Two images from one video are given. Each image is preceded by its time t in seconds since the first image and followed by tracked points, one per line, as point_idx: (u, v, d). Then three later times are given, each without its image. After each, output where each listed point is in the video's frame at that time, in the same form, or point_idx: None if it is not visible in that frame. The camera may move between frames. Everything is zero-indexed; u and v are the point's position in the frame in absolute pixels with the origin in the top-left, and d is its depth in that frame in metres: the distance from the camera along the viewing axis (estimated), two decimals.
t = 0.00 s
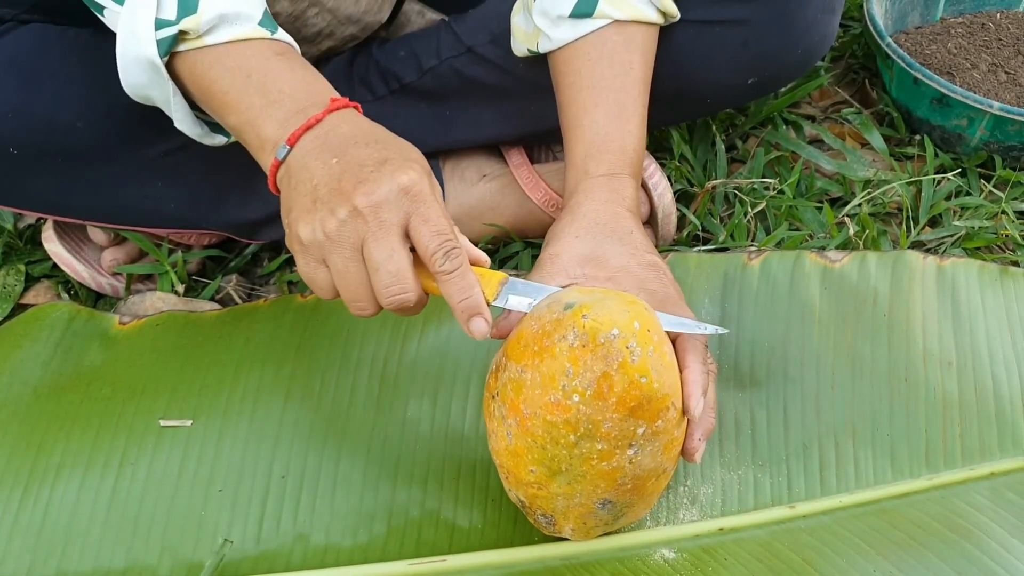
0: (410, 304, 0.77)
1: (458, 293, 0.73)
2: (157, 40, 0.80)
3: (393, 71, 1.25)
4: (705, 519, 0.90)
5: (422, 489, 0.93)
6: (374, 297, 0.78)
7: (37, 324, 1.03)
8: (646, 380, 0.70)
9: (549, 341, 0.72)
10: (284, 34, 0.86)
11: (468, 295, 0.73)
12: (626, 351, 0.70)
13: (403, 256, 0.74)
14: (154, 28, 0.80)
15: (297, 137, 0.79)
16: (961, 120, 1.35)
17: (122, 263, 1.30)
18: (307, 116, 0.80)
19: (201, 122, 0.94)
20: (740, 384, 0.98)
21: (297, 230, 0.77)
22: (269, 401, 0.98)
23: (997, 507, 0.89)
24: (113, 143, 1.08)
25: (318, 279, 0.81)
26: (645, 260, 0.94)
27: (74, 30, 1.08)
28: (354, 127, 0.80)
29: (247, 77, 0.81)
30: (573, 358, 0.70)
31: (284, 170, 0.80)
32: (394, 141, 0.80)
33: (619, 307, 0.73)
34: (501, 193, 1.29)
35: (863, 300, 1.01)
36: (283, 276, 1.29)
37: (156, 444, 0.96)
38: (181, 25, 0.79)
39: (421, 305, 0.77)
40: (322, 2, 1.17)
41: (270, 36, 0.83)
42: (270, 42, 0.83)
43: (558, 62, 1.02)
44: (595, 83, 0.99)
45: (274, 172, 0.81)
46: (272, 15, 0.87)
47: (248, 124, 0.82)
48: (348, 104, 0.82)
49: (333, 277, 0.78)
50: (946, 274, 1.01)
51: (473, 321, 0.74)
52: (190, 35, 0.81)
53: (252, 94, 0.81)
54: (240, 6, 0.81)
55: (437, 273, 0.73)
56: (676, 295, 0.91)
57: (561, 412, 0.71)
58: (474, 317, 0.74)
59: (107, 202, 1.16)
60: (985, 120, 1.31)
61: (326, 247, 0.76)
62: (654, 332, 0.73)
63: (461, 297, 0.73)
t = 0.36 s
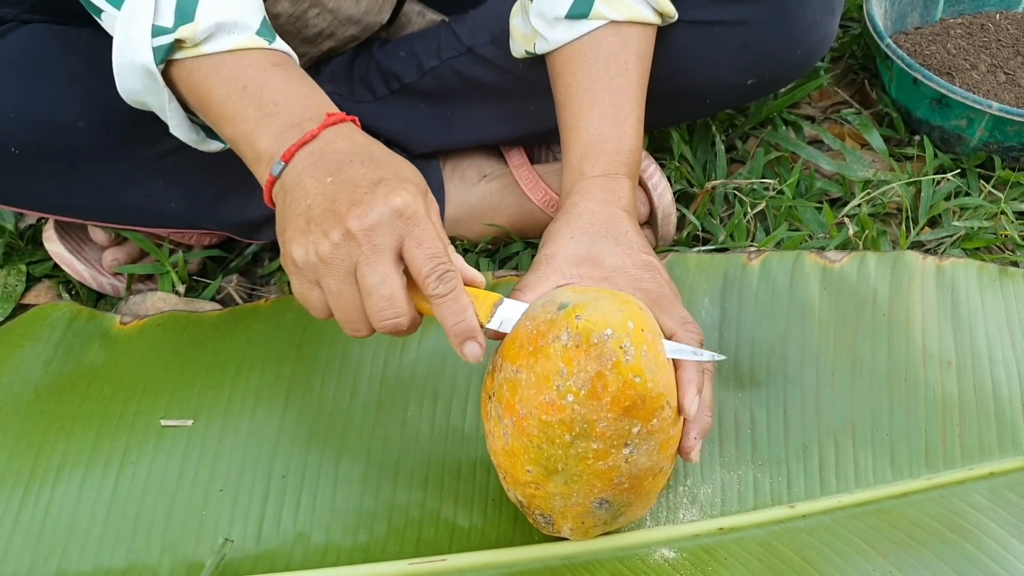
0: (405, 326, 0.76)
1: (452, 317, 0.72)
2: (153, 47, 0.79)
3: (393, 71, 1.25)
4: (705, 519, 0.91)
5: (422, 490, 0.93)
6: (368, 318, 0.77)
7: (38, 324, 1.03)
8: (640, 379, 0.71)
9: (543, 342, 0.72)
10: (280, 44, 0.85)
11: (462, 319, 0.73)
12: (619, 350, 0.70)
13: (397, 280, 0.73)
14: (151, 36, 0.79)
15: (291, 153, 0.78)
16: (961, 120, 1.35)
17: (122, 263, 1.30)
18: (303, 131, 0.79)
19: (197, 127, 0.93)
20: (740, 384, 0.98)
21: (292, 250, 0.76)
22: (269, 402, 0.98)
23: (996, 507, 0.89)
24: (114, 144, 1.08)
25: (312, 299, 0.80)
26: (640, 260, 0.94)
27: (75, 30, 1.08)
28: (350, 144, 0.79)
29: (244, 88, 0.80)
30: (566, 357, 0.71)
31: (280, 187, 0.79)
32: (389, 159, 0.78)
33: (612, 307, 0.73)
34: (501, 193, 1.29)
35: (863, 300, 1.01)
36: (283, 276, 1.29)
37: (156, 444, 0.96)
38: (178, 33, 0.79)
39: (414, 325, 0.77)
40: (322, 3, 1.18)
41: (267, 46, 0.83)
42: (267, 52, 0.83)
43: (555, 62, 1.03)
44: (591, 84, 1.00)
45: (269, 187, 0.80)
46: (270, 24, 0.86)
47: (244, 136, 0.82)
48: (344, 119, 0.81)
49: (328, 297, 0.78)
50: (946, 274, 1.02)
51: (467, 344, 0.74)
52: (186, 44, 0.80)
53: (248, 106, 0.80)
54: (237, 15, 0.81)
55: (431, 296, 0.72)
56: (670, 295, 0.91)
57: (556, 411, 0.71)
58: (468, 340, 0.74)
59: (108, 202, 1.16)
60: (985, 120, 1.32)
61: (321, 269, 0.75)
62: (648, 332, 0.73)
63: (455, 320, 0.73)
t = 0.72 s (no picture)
0: (401, 351, 0.75)
1: (448, 343, 0.71)
2: (143, 60, 0.79)
3: (393, 71, 1.25)
4: (705, 519, 0.91)
5: (423, 490, 0.93)
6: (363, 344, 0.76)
7: (39, 325, 1.04)
8: (640, 381, 0.71)
9: (543, 343, 0.72)
10: (274, 59, 0.84)
11: (459, 343, 0.71)
12: (620, 353, 0.70)
13: (392, 305, 0.72)
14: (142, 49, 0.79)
15: (284, 174, 0.78)
16: (960, 120, 1.35)
17: (122, 263, 1.30)
18: (295, 152, 0.78)
19: (185, 140, 0.94)
20: (740, 384, 0.98)
21: (286, 274, 0.75)
22: (270, 402, 0.98)
23: (996, 507, 0.89)
24: (114, 144, 1.08)
25: (307, 323, 0.79)
26: (641, 261, 0.94)
27: (76, 30, 1.08)
28: (344, 165, 0.78)
29: (235, 106, 0.80)
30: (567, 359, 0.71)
31: (271, 208, 0.79)
32: (386, 181, 0.78)
33: (613, 309, 0.73)
34: (501, 194, 1.29)
35: (863, 301, 1.01)
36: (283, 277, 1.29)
37: (157, 444, 0.96)
38: (170, 47, 0.78)
39: (411, 351, 0.76)
40: (323, 3, 1.18)
41: (261, 62, 0.82)
42: (261, 68, 0.82)
43: (557, 63, 1.03)
44: (593, 85, 1.00)
45: (260, 209, 0.80)
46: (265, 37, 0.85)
47: (235, 155, 0.81)
48: (338, 139, 0.81)
49: (322, 322, 0.77)
50: (946, 274, 1.02)
51: (464, 370, 0.72)
52: (178, 58, 0.79)
53: (239, 124, 0.80)
54: (231, 30, 0.80)
55: (426, 321, 0.71)
56: (671, 296, 0.91)
57: (556, 413, 0.71)
58: (466, 365, 0.72)
59: (109, 202, 1.16)
60: (984, 121, 1.32)
61: (315, 295, 0.75)
62: (648, 334, 0.73)
63: (453, 346, 0.71)
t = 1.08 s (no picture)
0: (385, 355, 0.75)
1: (434, 346, 0.71)
2: (131, 64, 0.79)
3: (393, 71, 1.25)
4: (705, 519, 0.91)
5: (423, 490, 0.93)
6: (347, 348, 0.76)
7: (38, 324, 1.03)
8: (641, 378, 0.71)
9: (543, 340, 0.72)
10: (263, 63, 0.84)
11: (444, 347, 0.72)
12: (620, 349, 0.70)
13: (377, 310, 0.72)
14: (129, 53, 0.79)
15: (269, 179, 0.77)
16: (961, 120, 1.35)
17: (121, 263, 1.30)
18: (280, 157, 0.78)
19: (176, 142, 0.94)
20: (740, 384, 0.98)
21: (269, 280, 0.75)
22: (270, 402, 0.98)
23: (996, 507, 0.89)
24: (114, 145, 1.08)
25: (291, 328, 0.79)
26: (644, 258, 0.93)
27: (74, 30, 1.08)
28: (329, 169, 0.77)
29: (222, 110, 0.79)
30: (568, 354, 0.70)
31: (257, 214, 0.78)
32: (370, 185, 0.77)
33: (614, 305, 0.73)
34: (501, 194, 1.29)
35: (864, 301, 1.01)
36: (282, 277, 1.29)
37: (156, 444, 0.96)
38: (158, 50, 0.78)
39: (396, 354, 0.76)
40: (322, 3, 1.18)
41: (249, 65, 0.82)
42: (249, 72, 0.82)
43: (556, 59, 1.03)
44: (593, 81, 1.00)
45: (247, 213, 0.79)
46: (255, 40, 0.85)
47: (222, 158, 0.81)
48: (325, 142, 0.80)
49: (307, 327, 0.76)
50: (947, 274, 1.01)
51: (450, 373, 0.73)
52: (167, 61, 0.79)
53: (227, 128, 0.79)
54: (219, 33, 0.79)
55: (411, 325, 0.71)
56: (674, 294, 0.90)
57: (557, 409, 0.71)
58: (451, 369, 0.73)
59: (108, 202, 1.16)
60: (985, 120, 1.32)
61: (299, 300, 0.74)
62: (649, 330, 0.73)
63: (438, 349, 0.72)
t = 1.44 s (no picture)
0: (369, 369, 0.74)
1: (416, 360, 0.69)
2: (122, 68, 0.79)
3: (393, 71, 1.25)
4: (706, 519, 0.90)
5: (423, 491, 0.93)
6: (330, 361, 0.75)
7: (37, 324, 1.03)
8: (637, 381, 0.70)
9: (539, 343, 0.72)
10: (256, 71, 0.83)
11: (427, 361, 0.70)
12: (615, 353, 0.70)
13: (359, 323, 0.71)
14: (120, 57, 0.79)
15: (256, 190, 0.76)
16: (961, 120, 1.35)
17: (121, 263, 1.29)
18: (268, 166, 0.77)
19: (166, 146, 0.92)
20: (740, 384, 0.98)
21: (253, 290, 0.75)
22: (269, 403, 0.98)
23: (997, 508, 0.88)
24: (113, 144, 1.08)
25: (275, 340, 0.78)
26: (641, 260, 0.92)
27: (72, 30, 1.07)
28: (316, 180, 0.77)
29: (210, 117, 0.79)
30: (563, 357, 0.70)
31: (243, 223, 0.78)
32: (357, 197, 0.76)
33: (609, 308, 0.73)
34: (501, 194, 1.28)
35: (865, 301, 1.01)
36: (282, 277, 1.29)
37: (155, 444, 0.95)
38: (148, 56, 0.78)
39: (381, 369, 0.74)
40: (322, 2, 1.17)
41: (241, 73, 0.81)
42: (240, 80, 0.81)
43: (556, 60, 1.03)
44: (592, 81, 0.99)
45: (233, 223, 0.79)
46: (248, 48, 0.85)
47: (210, 166, 0.80)
48: (313, 154, 0.79)
49: (289, 338, 0.76)
50: (947, 274, 1.01)
51: (433, 388, 0.71)
52: (157, 67, 0.79)
53: (214, 135, 0.79)
54: (209, 40, 0.79)
55: (393, 338, 0.69)
56: (672, 296, 0.89)
57: (552, 413, 0.70)
58: (434, 384, 0.71)
59: (107, 201, 1.16)
60: (985, 120, 1.31)
61: (281, 311, 0.74)
62: (644, 333, 0.73)
63: (421, 364, 0.70)
